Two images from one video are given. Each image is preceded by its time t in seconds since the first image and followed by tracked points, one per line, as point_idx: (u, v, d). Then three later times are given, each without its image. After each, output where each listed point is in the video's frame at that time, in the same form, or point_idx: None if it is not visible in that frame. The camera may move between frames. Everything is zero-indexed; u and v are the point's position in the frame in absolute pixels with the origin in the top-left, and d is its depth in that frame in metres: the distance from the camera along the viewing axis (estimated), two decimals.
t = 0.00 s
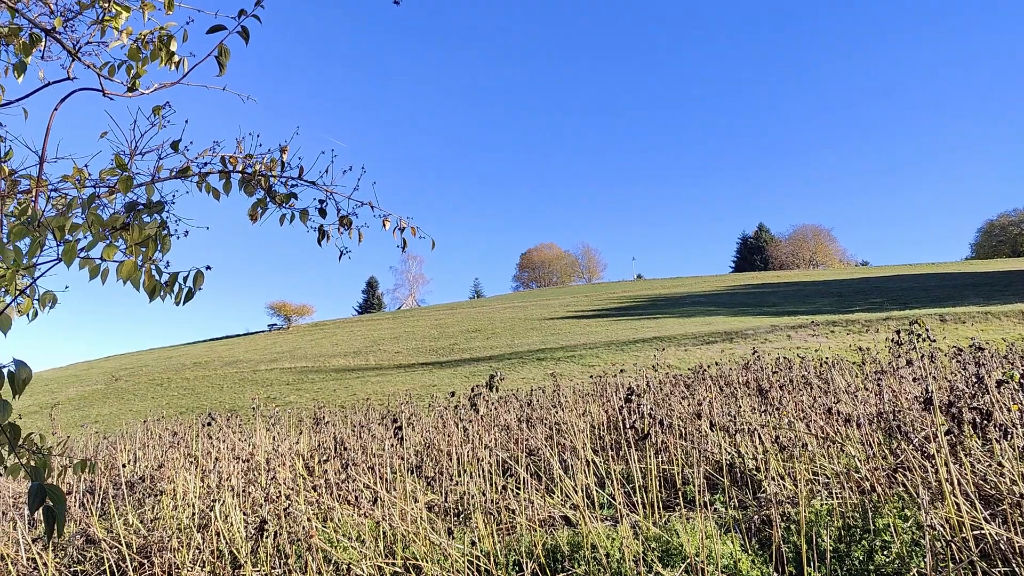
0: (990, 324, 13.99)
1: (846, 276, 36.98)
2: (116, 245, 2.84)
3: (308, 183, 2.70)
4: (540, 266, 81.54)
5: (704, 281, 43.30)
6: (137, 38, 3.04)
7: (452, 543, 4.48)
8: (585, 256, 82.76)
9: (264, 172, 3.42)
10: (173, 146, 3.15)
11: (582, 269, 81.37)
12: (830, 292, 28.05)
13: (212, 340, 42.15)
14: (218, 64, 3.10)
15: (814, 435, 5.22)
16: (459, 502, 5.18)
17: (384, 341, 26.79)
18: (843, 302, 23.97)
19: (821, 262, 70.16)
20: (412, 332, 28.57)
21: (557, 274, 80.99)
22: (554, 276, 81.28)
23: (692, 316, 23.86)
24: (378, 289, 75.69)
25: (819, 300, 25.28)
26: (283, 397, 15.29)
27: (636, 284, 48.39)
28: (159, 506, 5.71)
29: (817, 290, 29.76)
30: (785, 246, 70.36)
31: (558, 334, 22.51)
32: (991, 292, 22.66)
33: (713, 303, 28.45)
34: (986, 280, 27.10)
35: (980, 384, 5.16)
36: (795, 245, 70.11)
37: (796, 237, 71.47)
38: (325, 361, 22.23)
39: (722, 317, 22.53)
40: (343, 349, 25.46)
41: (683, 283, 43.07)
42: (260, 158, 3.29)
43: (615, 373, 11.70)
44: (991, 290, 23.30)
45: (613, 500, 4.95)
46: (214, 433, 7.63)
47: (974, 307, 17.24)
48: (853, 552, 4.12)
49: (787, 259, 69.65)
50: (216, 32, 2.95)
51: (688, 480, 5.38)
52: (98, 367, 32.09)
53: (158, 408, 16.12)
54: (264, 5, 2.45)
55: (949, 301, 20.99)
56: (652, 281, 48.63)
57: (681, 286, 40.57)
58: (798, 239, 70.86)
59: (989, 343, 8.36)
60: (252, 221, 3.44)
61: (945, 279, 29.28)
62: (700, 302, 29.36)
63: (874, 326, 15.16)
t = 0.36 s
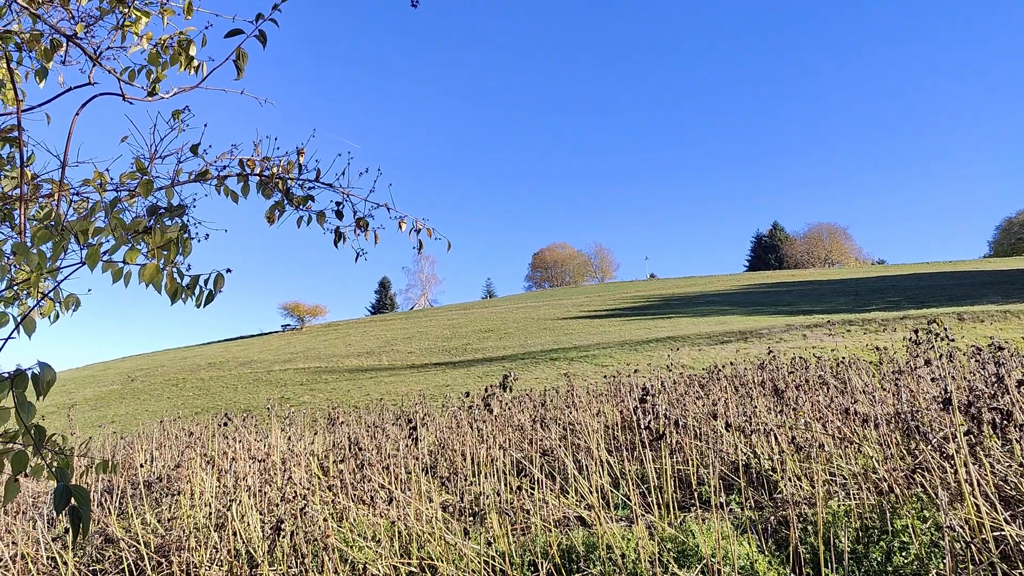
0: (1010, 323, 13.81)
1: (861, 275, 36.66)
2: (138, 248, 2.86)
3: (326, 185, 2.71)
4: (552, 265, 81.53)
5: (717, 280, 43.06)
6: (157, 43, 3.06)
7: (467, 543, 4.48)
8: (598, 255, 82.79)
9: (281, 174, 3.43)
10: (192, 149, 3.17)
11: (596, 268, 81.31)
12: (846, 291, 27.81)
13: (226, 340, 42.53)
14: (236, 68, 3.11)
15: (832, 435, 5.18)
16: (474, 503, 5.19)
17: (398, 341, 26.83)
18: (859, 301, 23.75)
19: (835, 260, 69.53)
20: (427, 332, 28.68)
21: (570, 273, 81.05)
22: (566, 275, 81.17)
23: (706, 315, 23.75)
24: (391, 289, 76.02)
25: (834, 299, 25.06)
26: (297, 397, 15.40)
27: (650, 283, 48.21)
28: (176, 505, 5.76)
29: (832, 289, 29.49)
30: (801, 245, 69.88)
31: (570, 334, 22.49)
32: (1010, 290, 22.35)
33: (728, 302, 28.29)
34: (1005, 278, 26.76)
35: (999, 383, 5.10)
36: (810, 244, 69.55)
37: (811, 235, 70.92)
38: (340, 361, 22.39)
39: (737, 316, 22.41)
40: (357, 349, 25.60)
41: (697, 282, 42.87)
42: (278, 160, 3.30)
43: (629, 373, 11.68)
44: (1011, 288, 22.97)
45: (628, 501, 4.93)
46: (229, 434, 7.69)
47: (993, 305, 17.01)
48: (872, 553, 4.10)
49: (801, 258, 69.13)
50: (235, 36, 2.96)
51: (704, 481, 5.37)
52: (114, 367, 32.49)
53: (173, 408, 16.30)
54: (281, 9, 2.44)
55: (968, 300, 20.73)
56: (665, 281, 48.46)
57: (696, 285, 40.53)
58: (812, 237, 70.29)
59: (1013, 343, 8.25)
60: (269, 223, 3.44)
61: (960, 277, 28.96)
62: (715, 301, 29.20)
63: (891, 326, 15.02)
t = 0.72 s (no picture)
0: None
1: (876, 274, 36.37)
2: (159, 251, 2.89)
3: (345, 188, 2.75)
4: (564, 265, 81.49)
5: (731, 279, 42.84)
6: (176, 47, 3.09)
7: (482, 543, 4.48)
8: (610, 255, 82.65)
9: (298, 175, 3.46)
10: (210, 152, 3.19)
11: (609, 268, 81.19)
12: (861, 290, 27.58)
13: (239, 341, 42.85)
14: (253, 71, 3.13)
15: (848, 435, 5.15)
16: (488, 503, 5.20)
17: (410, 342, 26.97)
18: (875, 300, 23.54)
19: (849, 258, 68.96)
20: (439, 333, 28.79)
21: (581, 273, 80.96)
22: (578, 275, 81.08)
23: (718, 314, 23.66)
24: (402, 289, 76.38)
25: (848, 298, 24.87)
26: (311, 397, 15.50)
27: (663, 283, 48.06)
28: (192, 504, 5.82)
29: (847, 288, 29.29)
30: (815, 244, 69.41)
31: (581, 334, 22.48)
32: None
33: (742, 301, 28.14)
34: None
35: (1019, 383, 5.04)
36: (824, 242, 69.06)
37: (825, 234, 70.40)
38: (353, 361, 22.54)
39: (751, 316, 22.28)
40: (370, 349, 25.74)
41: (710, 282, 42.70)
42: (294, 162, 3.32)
43: (642, 372, 11.65)
44: None
45: (643, 501, 4.92)
46: (244, 434, 7.76)
47: (1012, 304, 16.80)
48: (890, 554, 4.07)
49: (816, 256, 68.65)
50: (252, 40, 2.98)
51: (720, 481, 5.35)
52: (130, 367, 32.92)
53: (188, 408, 16.48)
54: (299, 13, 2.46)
55: (986, 299, 20.49)
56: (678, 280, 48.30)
57: (710, 284, 40.41)
58: (827, 236, 69.76)
59: None
60: (286, 225, 3.46)
61: (977, 276, 28.64)
62: (728, 301, 29.05)
63: (907, 325, 14.88)
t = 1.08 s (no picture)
0: None
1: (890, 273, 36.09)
2: (176, 253, 2.91)
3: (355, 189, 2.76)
4: (574, 266, 81.44)
5: (743, 279, 42.62)
6: (192, 51, 3.11)
7: (495, 544, 4.50)
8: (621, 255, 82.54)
9: (311, 176, 3.47)
10: (226, 155, 3.22)
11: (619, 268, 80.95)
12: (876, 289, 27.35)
13: (251, 342, 43.10)
14: (268, 74, 3.14)
15: (862, 435, 5.13)
16: (500, 504, 5.21)
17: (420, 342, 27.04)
18: (888, 299, 23.35)
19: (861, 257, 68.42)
20: (449, 333, 28.88)
21: (591, 273, 80.86)
22: (588, 275, 80.97)
23: (730, 314, 23.58)
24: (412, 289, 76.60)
25: (863, 298, 24.67)
26: (322, 397, 15.59)
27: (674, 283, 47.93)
28: (207, 504, 5.87)
29: (861, 287, 29.07)
30: (828, 243, 68.97)
31: (591, 334, 22.47)
32: None
33: (753, 301, 28.01)
34: None
35: None
36: (837, 240, 68.59)
37: (837, 233, 69.92)
38: (364, 361, 22.65)
39: (763, 315, 22.14)
40: (381, 350, 25.85)
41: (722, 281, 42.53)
42: (308, 165, 3.34)
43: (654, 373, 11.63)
44: None
45: (656, 502, 4.92)
46: (257, 434, 7.81)
47: None
48: (905, 556, 4.05)
49: (827, 255, 68.19)
50: (267, 43, 3.00)
51: (733, 482, 5.34)
52: (144, 368, 33.26)
53: (200, 408, 16.62)
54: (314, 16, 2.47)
55: (1002, 297, 20.27)
56: (689, 280, 48.14)
57: (721, 284, 40.26)
58: (839, 234, 69.26)
59: None
60: (300, 227, 3.48)
61: (992, 274, 28.33)
62: (738, 300, 28.93)
63: (921, 325, 14.78)
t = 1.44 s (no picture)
0: None
1: (902, 272, 35.83)
2: (192, 255, 2.93)
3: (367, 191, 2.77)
4: (583, 265, 81.32)
5: (754, 278, 42.45)
6: (206, 55, 3.13)
7: (506, 544, 4.50)
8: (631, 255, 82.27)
9: (324, 178, 3.48)
10: (240, 158, 3.24)
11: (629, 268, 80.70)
12: (889, 289, 27.15)
13: (260, 342, 43.35)
14: (282, 77, 3.15)
15: (875, 436, 5.11)
16: (512, 504, 5.22)
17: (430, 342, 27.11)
18: (901, 298, 23.19)
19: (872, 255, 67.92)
20: (460, 333, 28.97)
21: (602, 272, 80.64)
22: (598, 275, 80.86)
23: (740, 314, 23.54)
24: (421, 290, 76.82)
25: (876, 297, 24.50)
26: (332, 397, 15.67)
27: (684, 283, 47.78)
28: (220, 504, 5.91)
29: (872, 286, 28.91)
30: (839, 241, 68.55)
31: (600, 334, 22.46)
32: None
33: (763, 300, 27.89)
34: None
35: None
36: (849, 239, 68.13)
37: (849, 232, 69.45)
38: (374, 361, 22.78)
39: (774, 315, 22.00)
40: (391, 349, 25.98)
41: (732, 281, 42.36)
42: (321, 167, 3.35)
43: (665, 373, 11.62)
44: None
45: (667, 503, 4.92)
46: (269, 434, 7.86)
47: None
48: (919, 557, 4.03)
49: (838, 254, 67.76)
50: (280, 46, 3.00)
51: (745, 483, 5.34)
52: (156, 368, 33.57)
53: (211, 408, 16.74)
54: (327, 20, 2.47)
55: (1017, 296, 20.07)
56: (699, 280, 47.99)
57: (730, 284, 40.10)
58: (851, 233, 68.78)
59: None
60: (313, 229, 3.50)
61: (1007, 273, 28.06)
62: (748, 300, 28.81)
63: (934, 324, 14.71)
